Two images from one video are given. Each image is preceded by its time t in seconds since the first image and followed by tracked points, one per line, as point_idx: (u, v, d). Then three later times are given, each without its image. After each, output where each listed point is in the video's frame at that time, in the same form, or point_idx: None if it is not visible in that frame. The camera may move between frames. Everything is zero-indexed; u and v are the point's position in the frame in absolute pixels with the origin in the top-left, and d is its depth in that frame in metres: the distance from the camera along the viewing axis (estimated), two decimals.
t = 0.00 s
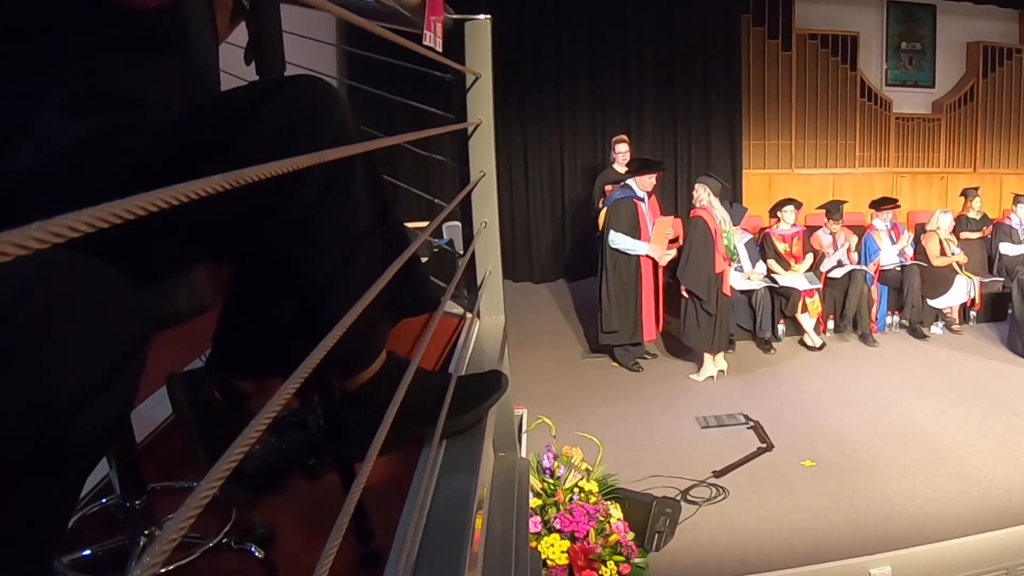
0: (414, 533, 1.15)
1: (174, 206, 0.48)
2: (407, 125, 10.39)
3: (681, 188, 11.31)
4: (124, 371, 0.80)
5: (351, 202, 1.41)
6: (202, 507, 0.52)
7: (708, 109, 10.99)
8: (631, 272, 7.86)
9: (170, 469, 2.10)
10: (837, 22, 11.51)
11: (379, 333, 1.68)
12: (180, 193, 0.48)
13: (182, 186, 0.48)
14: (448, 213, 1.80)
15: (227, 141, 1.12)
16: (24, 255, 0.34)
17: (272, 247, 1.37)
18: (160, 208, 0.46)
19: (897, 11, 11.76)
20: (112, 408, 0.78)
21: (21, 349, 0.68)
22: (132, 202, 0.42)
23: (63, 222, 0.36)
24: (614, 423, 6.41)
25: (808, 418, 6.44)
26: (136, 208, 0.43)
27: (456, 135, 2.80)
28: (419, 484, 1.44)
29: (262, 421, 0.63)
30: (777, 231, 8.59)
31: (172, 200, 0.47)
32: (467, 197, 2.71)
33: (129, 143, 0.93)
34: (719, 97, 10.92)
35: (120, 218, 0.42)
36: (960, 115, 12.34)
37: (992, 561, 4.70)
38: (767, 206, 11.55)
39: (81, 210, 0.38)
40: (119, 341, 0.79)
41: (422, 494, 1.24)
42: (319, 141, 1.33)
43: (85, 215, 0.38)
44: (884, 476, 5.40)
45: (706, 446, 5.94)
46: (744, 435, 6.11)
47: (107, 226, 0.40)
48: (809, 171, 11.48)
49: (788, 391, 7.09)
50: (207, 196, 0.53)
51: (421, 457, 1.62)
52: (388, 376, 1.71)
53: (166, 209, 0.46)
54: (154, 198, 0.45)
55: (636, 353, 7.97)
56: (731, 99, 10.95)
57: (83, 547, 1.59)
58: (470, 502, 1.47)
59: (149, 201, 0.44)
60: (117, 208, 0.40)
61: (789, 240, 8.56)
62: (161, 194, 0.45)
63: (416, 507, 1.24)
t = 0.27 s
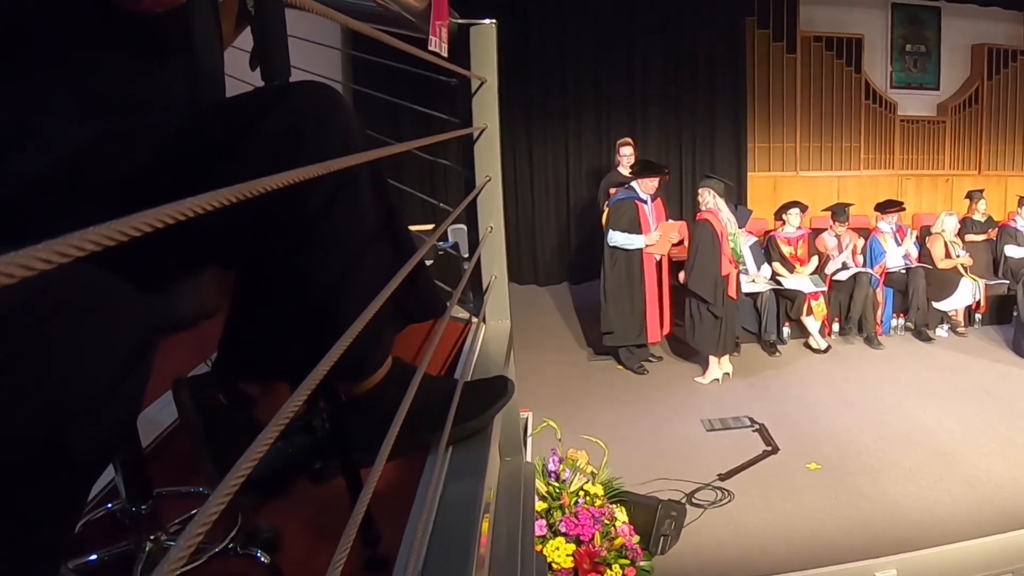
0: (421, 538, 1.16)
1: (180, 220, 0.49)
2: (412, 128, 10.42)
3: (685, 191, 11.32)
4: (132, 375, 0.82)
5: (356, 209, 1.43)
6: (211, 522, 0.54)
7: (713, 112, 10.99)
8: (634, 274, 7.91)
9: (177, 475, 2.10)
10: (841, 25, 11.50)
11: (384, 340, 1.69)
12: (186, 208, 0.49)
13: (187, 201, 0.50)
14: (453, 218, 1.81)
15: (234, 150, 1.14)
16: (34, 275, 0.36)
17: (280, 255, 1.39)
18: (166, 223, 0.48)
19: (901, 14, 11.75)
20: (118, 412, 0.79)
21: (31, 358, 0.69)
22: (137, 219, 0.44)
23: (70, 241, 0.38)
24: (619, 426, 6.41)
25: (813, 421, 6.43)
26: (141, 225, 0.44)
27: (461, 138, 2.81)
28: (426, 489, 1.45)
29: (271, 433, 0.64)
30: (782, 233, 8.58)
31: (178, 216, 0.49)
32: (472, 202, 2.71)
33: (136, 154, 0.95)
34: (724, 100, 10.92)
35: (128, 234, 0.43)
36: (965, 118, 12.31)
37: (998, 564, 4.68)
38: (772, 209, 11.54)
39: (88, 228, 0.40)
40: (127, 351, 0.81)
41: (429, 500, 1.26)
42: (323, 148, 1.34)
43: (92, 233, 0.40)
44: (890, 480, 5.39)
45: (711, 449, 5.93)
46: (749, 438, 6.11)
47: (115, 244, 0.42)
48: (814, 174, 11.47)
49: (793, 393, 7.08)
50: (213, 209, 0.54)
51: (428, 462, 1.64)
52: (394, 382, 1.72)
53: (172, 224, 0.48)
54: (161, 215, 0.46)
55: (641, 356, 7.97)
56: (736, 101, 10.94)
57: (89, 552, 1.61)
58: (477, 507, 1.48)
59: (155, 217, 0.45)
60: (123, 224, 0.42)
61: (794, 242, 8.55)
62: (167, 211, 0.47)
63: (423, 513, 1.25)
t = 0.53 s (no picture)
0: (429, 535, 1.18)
1: (186, 208, 0.50)
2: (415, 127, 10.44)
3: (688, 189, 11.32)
4: (137, 373, 0.83)
5: (361, 207, 1.44)
6: (218, 515, 0.55)
7: (717, 110, 10.98)
8: (638, 272, 7.88)
9: (182, 474, 2.12)
10: (844, 22, 11.48)
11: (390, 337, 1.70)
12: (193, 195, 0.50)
13: (198, 189, 0.51)
14: (458, 216, 1.82)
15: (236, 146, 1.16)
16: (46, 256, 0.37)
17: (284, 252, 1.40)
18: (174, 209, 0.49)
19: (905, 11, 11.72)
20: (121, 411, 0.80)
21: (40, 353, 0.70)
22: (149, 204, 0.45)
23: (84, 223, 0.38)
24: (623, 425, 6.41)
25: (818, 419, 6.43)
26: (153, 210, 0.45)
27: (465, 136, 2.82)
28: (432, 488, 1.46)
29: (276, 428, 0.66)
30: (786, 231, 8.57)
31: (185, 203, 0.50)
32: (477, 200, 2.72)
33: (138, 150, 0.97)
34: (726, 98, 10.91)
35: (139, 218, 0.44)
36: (969, 114, 12.27)
37: (1002, 560, 4.68)
38: (776, 207, 11.52)
39: (98, 212, 0.40)
40: (132, 347, 0.82)
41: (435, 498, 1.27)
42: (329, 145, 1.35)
43: (103, 217, 0.40)
44: (895, 477, 5.38)
45: (716, 447, 5.94)
46: (754, 436, 6.11)
47: (128, 228, 0.43)
48: (818, 172, 11.46)
49: (797, 391, 7.08)
50: (219, 197, 0.55)
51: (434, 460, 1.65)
52: (399, 380, 1.73)
53: (180, 212, 0.49)
54: (172, 202, 0.48)
55: (645, 354, 7.98)
56: (739, 99, 10.93)
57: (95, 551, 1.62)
58: (483, 504, 1.49)
59: (166, 203, 0.47)
60: (136, 210, 0.43)
61: (798, 239, 8.53)
62: (177, 198, 0.48)
63: (431, 511, 1.26)
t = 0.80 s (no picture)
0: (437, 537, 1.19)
1: (193, 217, 0.52)
2: (419, 128, 10.46)
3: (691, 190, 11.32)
4: (146, 372, 0.85)
5: (366, 210, 1.45)
6: (230, 521, 0.57)
7: (720, 110, 10.98)
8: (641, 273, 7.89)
9: (187, 476, 2.14)
10: (847, 21, 11.47)
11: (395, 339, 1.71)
12: (200, 204, 0.52)
13: (203, 198, 0.52)
14: (463, 217, 1.84)
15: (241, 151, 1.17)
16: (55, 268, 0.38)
17: (292, 257, 1.42)
18: (180, 219, 0.50)
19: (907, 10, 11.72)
20: (132, 412, 0.82)
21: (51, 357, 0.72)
22: (156, 214, 0.46)
23: (92, 236, 0.40)
24: (628, 425, 6.42)
25: (823, 419, 6.42)
26: (159, 221, 0.47)
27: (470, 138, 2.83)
28: (439, 490, 1.48)
29: (286, 434, 0.67)
30: (789, 231, 8.56)
31: (192, 213, 0.51)
32: (482, 202, 2.74)
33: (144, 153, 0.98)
34: (730, 97, 10.91)
35: (146, 229, 0.46)
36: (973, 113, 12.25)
37: (1008, 560, 4.67)
38: (779, 207, 11.53)
39: (106, 224, 0.42)
40: (140, 351, 0.84)
41: (443, 500, 1.29)
42: (336, 149, 1.37)
43: (111, 229, 0.42)
44: (900, 476, 5.37)
45: (721, 447, 5.93)
46: (758, 436, 6.10)
47: (135, 237, 0.44)
48: (821, 171, 11.44)
49: (802, 391, 7.07)
50: (225, 206, 0.57)
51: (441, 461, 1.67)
52: (406, 382, 1.74)
53: (186, 221, 0.50)
54: (176, 210, 0.49)
55: (649, 355, 7.98)
56: (743, 98, 10.93)
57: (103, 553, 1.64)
58: (489, 506, 1.50)
59: (171, 212, 0.48)
60: (145, 220, 0.44)
61: (801, 239, 8.53)
62: (182, 207, 0.49)
63: (439, 513, 1.27)
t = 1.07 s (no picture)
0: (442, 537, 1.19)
1: (196, 217, 0.52)
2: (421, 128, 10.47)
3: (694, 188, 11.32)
4: (147, 379, 0.86)
5: (368, 210, 1.46)
6: (235, 520, 0.57)
7: (722, 108, 10.97)
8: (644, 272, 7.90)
9: (191, 478, 2.15)
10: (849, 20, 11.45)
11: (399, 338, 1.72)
12: (203, 203, 0.52)
13: (205, 196, 0.53)
14: (467, 215, 1.84)
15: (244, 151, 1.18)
16: (58, 266, 0.39)
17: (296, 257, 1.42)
18: (185, 216, 0.51)
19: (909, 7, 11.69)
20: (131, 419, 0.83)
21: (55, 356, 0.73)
22: (161, 211, 0.47)
23: (95, 233, 0.40)
24: (632, 424, 6.42)
25: (826, 416, 6.42)
26: (164, 218, 0.47)
27: (472, 138, 2.84)
28: (443, 491, 1.48)
29: (291, 434, 0.68)
30: (792, 229, 8.56)
31: (196, 210, 0.52)
32: (485, 201, 2.74)
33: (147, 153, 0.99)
34: (732, 96, 10.91)
35: (151, 226, 0.46)
36: (974, 110, 12.26)
37: (1012, 557, 4.67)
38: (782, 205, 11.53)
39: (109, 222, 0.42)
40: (142, 351, 0.84)
41: (447, 499, 1.30)
42: (338, 149, 1.37)
43: (114, 226, 0.42)
44: (904, 474, 5.37)
45: (724, 445, 5.94)
46: (762, 434, 6.10)
47: (137, 236, 0.45)
48: (824, 169, 11.45)
49: (806, 389, 7.07)
50: (229, 204, 0.57)
51: (446, 461, 1.68)
52: (409, 382, 1.75)
53: (190, 218, 0.51)
54: (181, 208, 0.49)
55: (652, 354, 7.98)
56: (745, 97, 10.92)
57: (108, 554, 1.65)
58: (494, 506, 1.51)
59: (177, 211, 0.49)
60: (149, 217, 0.45)
61: (804, 237, 8.52)
62: (186, 205, 0.50)
63: (443, 513, 1.28)
